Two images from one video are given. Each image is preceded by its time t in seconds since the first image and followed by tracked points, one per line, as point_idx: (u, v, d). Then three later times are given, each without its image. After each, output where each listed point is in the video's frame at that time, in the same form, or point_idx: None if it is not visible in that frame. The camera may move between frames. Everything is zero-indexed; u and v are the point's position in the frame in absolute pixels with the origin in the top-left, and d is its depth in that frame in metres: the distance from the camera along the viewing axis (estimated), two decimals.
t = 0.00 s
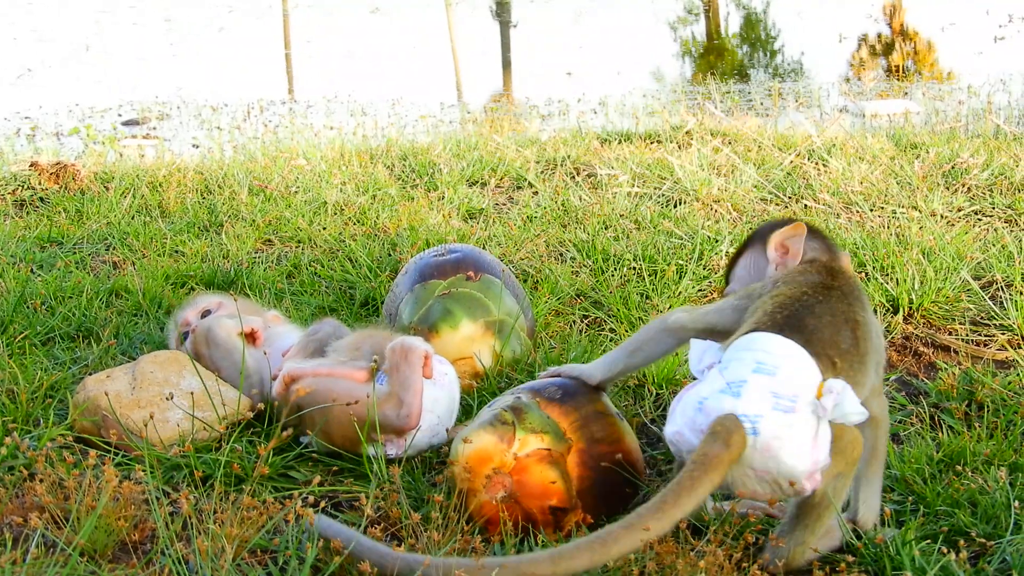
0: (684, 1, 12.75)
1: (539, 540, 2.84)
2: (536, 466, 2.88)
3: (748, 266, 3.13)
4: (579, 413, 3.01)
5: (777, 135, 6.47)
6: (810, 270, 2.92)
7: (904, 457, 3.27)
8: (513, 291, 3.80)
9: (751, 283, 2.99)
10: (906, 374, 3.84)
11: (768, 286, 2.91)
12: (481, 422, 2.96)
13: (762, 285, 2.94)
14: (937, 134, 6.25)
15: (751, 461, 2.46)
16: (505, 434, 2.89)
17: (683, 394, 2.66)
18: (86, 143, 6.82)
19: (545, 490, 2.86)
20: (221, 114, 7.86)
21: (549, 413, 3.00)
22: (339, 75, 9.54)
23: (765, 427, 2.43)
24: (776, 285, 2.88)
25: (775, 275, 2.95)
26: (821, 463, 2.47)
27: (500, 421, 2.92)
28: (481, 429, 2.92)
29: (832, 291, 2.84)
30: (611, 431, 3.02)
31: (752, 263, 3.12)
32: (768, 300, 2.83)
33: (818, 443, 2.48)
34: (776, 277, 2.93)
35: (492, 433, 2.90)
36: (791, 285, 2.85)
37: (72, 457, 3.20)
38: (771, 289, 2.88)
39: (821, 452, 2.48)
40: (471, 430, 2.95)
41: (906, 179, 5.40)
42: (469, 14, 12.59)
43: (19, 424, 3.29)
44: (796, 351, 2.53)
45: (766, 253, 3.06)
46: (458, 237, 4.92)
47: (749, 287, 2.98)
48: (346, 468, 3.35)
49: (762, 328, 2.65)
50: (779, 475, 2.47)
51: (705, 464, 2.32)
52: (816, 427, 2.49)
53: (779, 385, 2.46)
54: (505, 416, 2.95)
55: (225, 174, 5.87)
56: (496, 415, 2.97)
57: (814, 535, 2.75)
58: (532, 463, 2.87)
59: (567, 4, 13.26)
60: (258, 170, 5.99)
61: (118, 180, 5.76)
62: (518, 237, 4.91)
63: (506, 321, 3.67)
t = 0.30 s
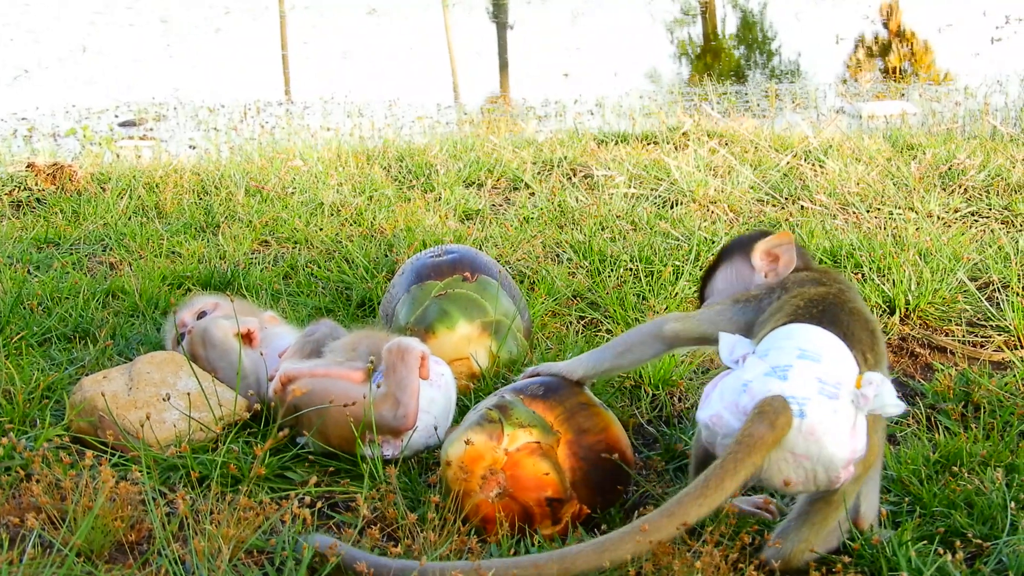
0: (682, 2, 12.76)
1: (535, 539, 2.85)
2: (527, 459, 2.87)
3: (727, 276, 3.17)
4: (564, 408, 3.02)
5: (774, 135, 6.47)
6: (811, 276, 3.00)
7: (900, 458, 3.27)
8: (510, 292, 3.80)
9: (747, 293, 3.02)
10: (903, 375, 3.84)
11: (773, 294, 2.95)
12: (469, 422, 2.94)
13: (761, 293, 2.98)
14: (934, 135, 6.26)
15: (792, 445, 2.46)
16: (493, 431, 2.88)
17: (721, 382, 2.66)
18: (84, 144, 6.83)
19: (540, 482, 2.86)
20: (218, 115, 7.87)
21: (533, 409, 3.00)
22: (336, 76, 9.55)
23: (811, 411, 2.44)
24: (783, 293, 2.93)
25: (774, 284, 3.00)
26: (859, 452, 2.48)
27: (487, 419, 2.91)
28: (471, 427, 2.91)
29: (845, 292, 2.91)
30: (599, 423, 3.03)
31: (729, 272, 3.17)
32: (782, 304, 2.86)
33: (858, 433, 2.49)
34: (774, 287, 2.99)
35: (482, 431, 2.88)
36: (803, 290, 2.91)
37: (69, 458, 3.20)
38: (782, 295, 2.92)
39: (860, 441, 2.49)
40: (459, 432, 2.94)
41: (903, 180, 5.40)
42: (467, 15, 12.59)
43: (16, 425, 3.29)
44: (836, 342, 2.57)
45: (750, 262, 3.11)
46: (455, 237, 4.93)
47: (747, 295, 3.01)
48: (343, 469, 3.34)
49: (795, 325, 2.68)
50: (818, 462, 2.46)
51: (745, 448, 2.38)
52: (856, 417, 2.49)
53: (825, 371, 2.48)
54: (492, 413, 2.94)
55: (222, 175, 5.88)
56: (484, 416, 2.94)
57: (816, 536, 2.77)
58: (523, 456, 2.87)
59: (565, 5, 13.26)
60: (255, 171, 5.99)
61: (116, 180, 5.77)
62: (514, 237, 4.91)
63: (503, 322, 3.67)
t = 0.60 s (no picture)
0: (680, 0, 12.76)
1: (532, 538, 2.85)
2: (527, 458, 2.87)
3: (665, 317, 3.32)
4: (562, 407, 3.02)
5: (772, 134, 6.47)
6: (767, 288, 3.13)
7: (897, 456, 3.27)
8: (507, 290, 3.81)
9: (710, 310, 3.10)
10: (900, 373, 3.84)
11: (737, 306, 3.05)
12: (469, 421, 2.93)
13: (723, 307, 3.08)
14: (931, 133, 6.26)
15: (817, 432, 2.43)
16: (493, 429, 2.88)
17: (731, 380, 2.60)
18: (81, 142, 6.83)
19: (539, 481, 2.86)
20: (215, 113, 7.86)
21: (532, 407, 2.99)
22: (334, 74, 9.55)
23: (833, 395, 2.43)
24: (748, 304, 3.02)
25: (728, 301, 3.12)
26: (877, 435, 2.49)
27: (486, 417, 2.90)
28: (471, 425, 2.90)
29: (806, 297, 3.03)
30: (597, 422, 3.03)
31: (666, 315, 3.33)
32: (751, 313, 2.96)
33: (874, 417, 2.50)
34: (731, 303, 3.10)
35: (481, 429, 2.87)
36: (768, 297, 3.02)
37: (66, 456, 3.20)
38: (747, 307, 3.00)
39: (876, 423, 2.50)
40: (458, 430, 2.93)
41: (900, 178, 5.41)
42: (465, 14, 12.60)
43: (13, 423, 3.29)
44: (835, 331, 2.65)
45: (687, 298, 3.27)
46: (452, 235, 4.93)
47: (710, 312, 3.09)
48: (340, 467, 3.34)
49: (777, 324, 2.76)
50: (842, 447, 2.45)
51: (779, 436, 2.34)
52: (871, 398, 2.52)
53: (836, 358, 2.52)
54: (491, 412, 2.93)
55: (219, 173, 5.88)
56: (482, 414, 2.93)
57: (816, 529, 2.74)
58: (523, 455, 2.86)
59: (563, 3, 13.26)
60: (253, 169, 6.00)
61: (113, 178, 5.77)
62: (511, 236, 4.91)
63: (500, 320, 3.68)
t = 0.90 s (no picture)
0: None
1: (532, 535, 2.84)
2: (533, 459, 2.87)
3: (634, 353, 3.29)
4: (572, 409, 3.02)
5: (771, 130, 6.47)
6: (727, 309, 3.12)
7: (897, 453, 3.27)
8: (506, 288, 3.81)
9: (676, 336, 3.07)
10: (900, 369, 3.84)
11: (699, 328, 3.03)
12: (477, 418, 2.95)
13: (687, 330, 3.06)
14: (930, 129, 6.26)
15: (807, 444, 2.42)
16: (501, 428, 2.89)
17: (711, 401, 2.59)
18: (80, 140, 6.82)
19: (544, 483, 2.86)
20: (214, 111, 7.86)
21: (542, 408, 3.00)
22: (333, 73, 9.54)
23: (815, 407, 2.43)
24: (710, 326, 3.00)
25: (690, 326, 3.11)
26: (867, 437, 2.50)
27: (496, 415, 2.92)
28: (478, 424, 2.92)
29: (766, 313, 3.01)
30: (603, 422, 3.02)
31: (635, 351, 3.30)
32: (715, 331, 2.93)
33: (860, 418, 2.51)
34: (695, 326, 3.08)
35: (489, 427, 2.89)
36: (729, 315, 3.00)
37: (66, 454, 3.20)
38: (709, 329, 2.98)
39: (864, 427, 2.50)
40: (466, 426, 2.95)
41: (899, 175, 5.40)
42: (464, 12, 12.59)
43: (13, 421, 3.29)
44: (807, 337, 2.65)
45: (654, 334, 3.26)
46: (451, 233, 4.93)
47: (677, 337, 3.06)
48: (340, 464, 3.34)
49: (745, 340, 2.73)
50: (834, 456, 2.44)
51: (767, 459, 2.34)
52: (854, 400, 2.53)
53: (814, 367, 2.52)
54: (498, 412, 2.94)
55: (218, 170, 5.87)
56: (491, 410, 2.97)
57: (810, 529, 2.74)
58: (529, 456, 2.87)
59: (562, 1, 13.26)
60: (251, 166, 5.99)
61: (112, 176, 5.76)
62: (511, 233, 4.91)
63: (499, 317, 3.67)
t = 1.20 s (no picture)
0: None
1: (532, 532, 2.84)
2: (529, 458, 2.88)
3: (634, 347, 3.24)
4: (566, 405, 2.99)
5: (770, 126, 6.47)
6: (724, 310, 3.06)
7: (897, 449, 3.27)
8: (506, 284, 3.81)
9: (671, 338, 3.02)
10: (899, 365, 3.84)
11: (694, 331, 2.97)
12: (471, 418, 2.96)
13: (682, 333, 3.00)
14: (929, 125, 6.26)
15: (805, 453, 2.42)
16: (495, 428, 2.90)
17: (707, 413, 2.59)
18: (79, 138, 6.82)
19: (540, 481, 2.87)
20: (213, 109, 7.86)
21: (536, 406, 2.99)
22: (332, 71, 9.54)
23: (809, 417, 2.43)
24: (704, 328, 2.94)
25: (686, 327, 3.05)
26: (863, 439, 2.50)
27: (490, 415, 2.93)
28: (475, 424, 2.93)
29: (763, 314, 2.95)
30: (602, 419, 3.01)
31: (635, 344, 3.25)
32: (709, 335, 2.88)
33: (855, 420, 2.51)
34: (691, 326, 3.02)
35: (484, 427, 2.91)
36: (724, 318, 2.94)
37: (66, 452, 3.21)
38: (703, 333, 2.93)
39: (861, 430, 2.50)
40: (461, 426, 2.96)
41: (898, 171, 5.40)
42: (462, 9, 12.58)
43: (12, 419, 3.29)
44: (799, 343, 2.62)
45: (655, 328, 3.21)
46: (450, 230, 4.93)
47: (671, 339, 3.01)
48: (340, 462, 3.35)
49: (736, 352, 2.69)
50: (832, 462, 2.45)
51: (763, 471, 2.35)
52: (849, 404, 2.53)
53: (806, 374, 2.51)
54: (494, 413, 2.94)
55: (217, 168, 5.87)
56: (484, 411, 2.96)
57: (808, 527, 2.73)
58: (524, 455, 2.88)
59: None
60: (250, 164, 5.99)
61: (111, 174, 5.76)
62: (510, 230, 4.91)
63: (498, 314, 3.67)
